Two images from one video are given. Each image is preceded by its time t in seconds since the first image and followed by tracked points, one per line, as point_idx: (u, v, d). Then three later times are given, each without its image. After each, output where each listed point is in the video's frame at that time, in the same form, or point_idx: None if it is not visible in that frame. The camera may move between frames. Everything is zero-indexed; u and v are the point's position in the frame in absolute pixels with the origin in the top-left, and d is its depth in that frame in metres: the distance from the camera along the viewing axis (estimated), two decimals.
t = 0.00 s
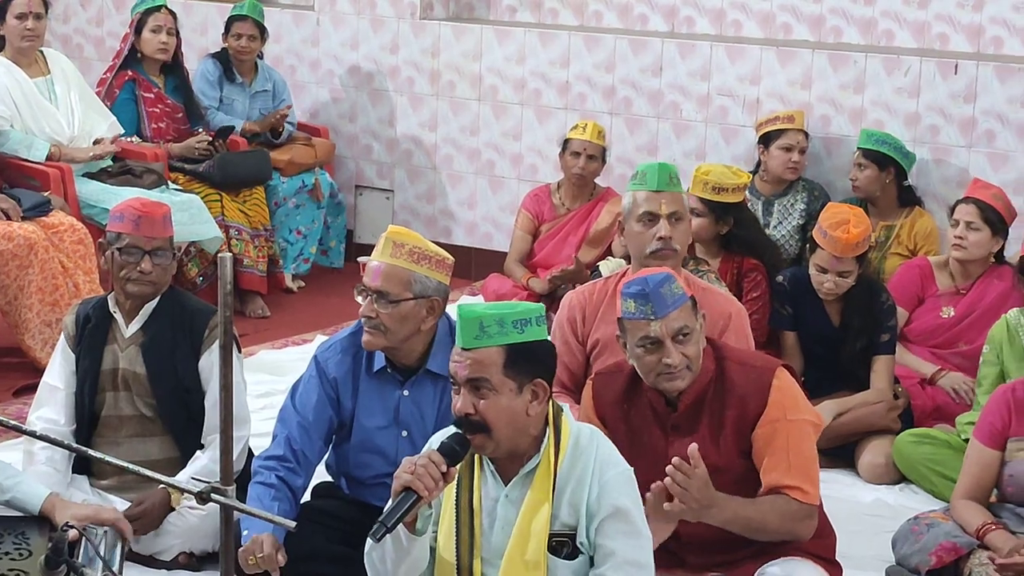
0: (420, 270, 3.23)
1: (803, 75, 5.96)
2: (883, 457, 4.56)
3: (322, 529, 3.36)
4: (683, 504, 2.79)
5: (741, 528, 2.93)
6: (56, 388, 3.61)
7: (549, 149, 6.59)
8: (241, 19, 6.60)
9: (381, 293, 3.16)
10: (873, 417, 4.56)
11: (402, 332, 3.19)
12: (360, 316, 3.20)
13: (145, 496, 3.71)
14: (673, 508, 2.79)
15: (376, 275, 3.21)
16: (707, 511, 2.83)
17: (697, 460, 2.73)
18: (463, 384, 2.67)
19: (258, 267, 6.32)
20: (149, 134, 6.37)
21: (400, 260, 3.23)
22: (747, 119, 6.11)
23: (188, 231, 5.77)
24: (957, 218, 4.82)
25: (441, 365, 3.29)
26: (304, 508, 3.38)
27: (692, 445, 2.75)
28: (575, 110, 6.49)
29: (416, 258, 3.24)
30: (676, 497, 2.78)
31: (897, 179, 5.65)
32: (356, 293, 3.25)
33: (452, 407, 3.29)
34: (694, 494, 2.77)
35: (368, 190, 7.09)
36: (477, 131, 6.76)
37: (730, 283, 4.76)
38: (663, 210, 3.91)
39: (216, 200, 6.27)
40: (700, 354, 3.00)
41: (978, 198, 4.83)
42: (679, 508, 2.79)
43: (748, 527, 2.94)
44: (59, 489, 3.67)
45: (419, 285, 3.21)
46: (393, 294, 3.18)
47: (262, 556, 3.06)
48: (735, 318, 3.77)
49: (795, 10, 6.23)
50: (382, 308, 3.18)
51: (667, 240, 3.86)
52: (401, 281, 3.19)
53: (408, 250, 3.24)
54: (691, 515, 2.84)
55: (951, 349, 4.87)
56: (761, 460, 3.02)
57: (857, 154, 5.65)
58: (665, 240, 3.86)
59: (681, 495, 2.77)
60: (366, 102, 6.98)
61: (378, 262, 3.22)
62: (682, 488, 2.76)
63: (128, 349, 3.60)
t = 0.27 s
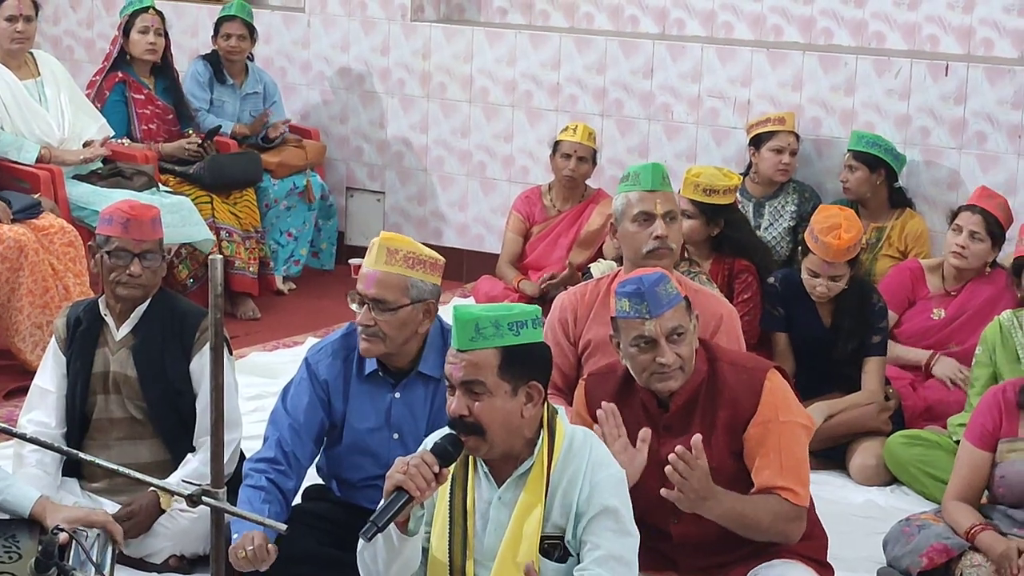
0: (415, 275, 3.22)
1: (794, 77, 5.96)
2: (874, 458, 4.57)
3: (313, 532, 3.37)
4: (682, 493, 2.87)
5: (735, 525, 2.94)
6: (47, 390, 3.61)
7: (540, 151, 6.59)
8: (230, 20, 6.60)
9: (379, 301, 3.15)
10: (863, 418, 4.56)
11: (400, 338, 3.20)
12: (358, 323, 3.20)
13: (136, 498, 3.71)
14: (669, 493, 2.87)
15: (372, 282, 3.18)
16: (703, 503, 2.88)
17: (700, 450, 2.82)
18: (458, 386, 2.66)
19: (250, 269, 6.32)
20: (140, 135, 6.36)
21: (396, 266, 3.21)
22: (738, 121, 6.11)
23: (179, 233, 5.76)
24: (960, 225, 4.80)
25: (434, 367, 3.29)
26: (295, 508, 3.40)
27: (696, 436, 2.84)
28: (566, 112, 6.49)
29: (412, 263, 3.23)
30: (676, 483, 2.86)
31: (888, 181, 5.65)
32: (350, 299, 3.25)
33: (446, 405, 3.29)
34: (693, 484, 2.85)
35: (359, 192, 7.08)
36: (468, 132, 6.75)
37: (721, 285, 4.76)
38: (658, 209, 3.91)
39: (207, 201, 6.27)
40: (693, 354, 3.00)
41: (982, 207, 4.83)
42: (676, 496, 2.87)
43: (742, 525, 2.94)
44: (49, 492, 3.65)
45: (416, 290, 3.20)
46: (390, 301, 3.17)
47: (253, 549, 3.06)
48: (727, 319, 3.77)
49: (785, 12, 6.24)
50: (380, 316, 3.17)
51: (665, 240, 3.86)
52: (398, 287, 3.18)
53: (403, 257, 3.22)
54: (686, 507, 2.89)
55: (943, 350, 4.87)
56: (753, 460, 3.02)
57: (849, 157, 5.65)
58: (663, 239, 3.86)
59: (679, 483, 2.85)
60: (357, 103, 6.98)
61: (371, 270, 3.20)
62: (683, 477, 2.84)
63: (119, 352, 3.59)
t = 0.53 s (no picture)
0: (415, 291, 3.20)
1: (787, 79, 5.97)
2: (868, 460, 4.57)
3: (304, 531, 3.33)
4: (649, 467, 2.89)
5: (707, 515, 2.95)
6: (41, 393, 3.60)
7: (534, 153, 6.59)
8: (223, 22, 6.59)
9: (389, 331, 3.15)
10: (859, 416, 4.56)
11: (408, 354, 3.23)
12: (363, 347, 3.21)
13: (131, 502, 3.73)
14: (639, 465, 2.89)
15: (376, 312, 3.16)
16: (671, 484, 2.90)
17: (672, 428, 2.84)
18: (454, 389, 2.66)
19: (244, 271, 6.30)
20: (134, 138, 6.37)
21: (398, 291, 3.17)
22: (732, 122, 6.11)
23: (173, 235, 5.75)
24: (957, 228, 4.82)
25: (428, 370, 3.27)
26: (288, 513, 3.36)
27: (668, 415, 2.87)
28: (560, 115, 6.49)
29: (410, 283, 3.19)
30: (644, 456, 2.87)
31: (882, 182, 5.66)
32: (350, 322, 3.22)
33: (440, 408, 3.28)
34: (661, 459, 2.86)
35: (353, 194, 7.08)
36: (461, 134, 6.75)
37: (715, 286, 4.77)
38: (654, 210, 3.91)
39: (200, 204, 6.26)
40: (688, 353, 3.01)
41: (977, 211, 4.85)
42: (645, 470, 2.90)
43: (714, 515, 2.95)
44: (43, 494, 3.64)
45: (418, 304, 3.20)
46: (398, 328, 3.18)
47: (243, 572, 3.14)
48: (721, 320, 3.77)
49: (779, 14, 6.24)
50: (390, 341, 3.19)
51: (660, 240, 3.87)
52: (402, 311, 3.17)
53: (399, 278, 3.17)
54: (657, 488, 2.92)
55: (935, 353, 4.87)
56: (736, 455, 3.03)
57: (842, 159, 5.65)
58: (659, 240, 3.87)
59: (647, 457, 2.87)
60: (350, 105, 6.98)
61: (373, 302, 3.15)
62: (651, 448, 2.86)
63: (113, 355, 3.59)
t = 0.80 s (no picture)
0: (414, 309, 3.16)
1: (782, 80, 5.97)
2: (863, 461, 4.57)
3: (298, 534, 3.34)
4: (653, 475, 2.87)
5: (708, 517, 2.94)
6: (36, 395, 3.60)
7: (529, 154, 6.59)
8: (218, 23, 6.59)
9: (391, 352, 3.12)
10: (853, 416, 4.56)
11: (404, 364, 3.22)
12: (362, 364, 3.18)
13: (126, 503, 3.69)
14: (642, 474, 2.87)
15: (376, 334, 3.11)
16: (675, 489, 2.88)
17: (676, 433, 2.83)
18: (450, 391, 2.65)
19: (239, 273, 6.32)
20: (129, 141, 6.36)
21: (397, 311, 3.12)
22: (727, 124, 6.11)
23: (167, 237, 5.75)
24: (952, 231, 4.82)
25: (424, 376, 3.27)
26: (283, 514, 3.39)
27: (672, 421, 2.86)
28: (555, 116, 6.50)
29: (408, 302, 3.13)
30: (649, 464, 2.86)
31: (877, 184, 5.66)
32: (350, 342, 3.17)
33: (436, 412, 3.28)
34: (666, 466, 2.85)
35: (348, 195, 7.08)
36: (456, 136, 6.75)
37: (710, 288, 4.75)
38: (649, 211, 3.91)
39: (196, 206, 6.27)
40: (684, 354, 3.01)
41: (974, 213, 4.84)
42: (648, 476, 2.88)
43: (715, 517, 2.94)
44: (38, 496, 3.64)
45: (416, 320, 3.17)
46: (399, 348, 3.15)
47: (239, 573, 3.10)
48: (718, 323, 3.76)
49: (773, 15, 6.24)
50: (389, 358, 3.16)
51: (652, 243, 3.87)
52: (402, 332, 3.14)
53: (398, 301, 3.11)
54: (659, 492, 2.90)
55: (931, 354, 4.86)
56: (735, 456, 3.03)
57: (838, 160, 5.63)
58: (652, 242, 3.87)
59: (654, 465, 2.85)
60: (345, 107, 6.98)
61: (374, 328, 3.11)
62: (656, 457, 2.85)
63: (107, 357, 3.58)
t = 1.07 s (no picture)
0: (408, 316, 3.15)
1: (778, 83, 5.97)
2: (858, 462, 4.58)
3: (293, 536, 3.36)
4: (632, 471, 2.89)
5: (696, 515, 2.95)
6: (31, 398, 3.59)
7: (525, 157, 6.59)
8: (215, 26, 6.59)
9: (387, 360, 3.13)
10: (849, 418, 4.55)
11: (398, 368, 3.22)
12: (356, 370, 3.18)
13: (120, 505, 3.69)
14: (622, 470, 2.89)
15: (371, 341, 3.12)
16: (658, 486, 2.90)
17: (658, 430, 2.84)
18: (444, 391, 2.65)
19: (234, 275, 6.30)
20: (126, 143, 6.38)
21: (392, 319, 3.11)
22: (723, 126, 6.11)
23: (162, 240, 5.76)
24: (947, 232, 4.83)
25: (419, 379, 3.27)
26: (278, 518, 3.40)
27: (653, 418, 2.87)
28: (551, 118, 6.50)
29: (403, 309, 3.13)
30: (628, 458, 2.87)
31: (873, 188, 5.68)
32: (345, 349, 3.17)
33: (431, 415, 3.27)
34: (645, 463, 2.87)
35: (344, 198, 7.08)
36: (452, 138, 6.76)
37: (706, 290, 4.76)
38: (645, 213, 3.91)
39: (192, 208, 6.27)
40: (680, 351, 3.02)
41: (968, 214, 4.85)
42: (629, 475, 2.90)
43: (704, 515, 2.95)
44: (34, 500, 3.63)
45: (410, 327, 3.17)
46: (393, 355, 3.15)
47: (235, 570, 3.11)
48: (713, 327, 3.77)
49: (769, 17, 6.25)
50: (384, 365, 3.16)
51: (645, 246, 3.88)
52: (396, 339, 3.14)
53: (393, 309, 3.11)
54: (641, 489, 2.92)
55: (926, 356, 4.87)
56: (728, 454, 3.03)
57: (835, 166, 5.63)
58: (646, 246, 3.87)
59: (629, 460, 2.87)
60: (342, 110, 6.98)
61: (369, 334, 3.11)
62: (634, 454, 2.87)
63: (103, 359, 3.58)
